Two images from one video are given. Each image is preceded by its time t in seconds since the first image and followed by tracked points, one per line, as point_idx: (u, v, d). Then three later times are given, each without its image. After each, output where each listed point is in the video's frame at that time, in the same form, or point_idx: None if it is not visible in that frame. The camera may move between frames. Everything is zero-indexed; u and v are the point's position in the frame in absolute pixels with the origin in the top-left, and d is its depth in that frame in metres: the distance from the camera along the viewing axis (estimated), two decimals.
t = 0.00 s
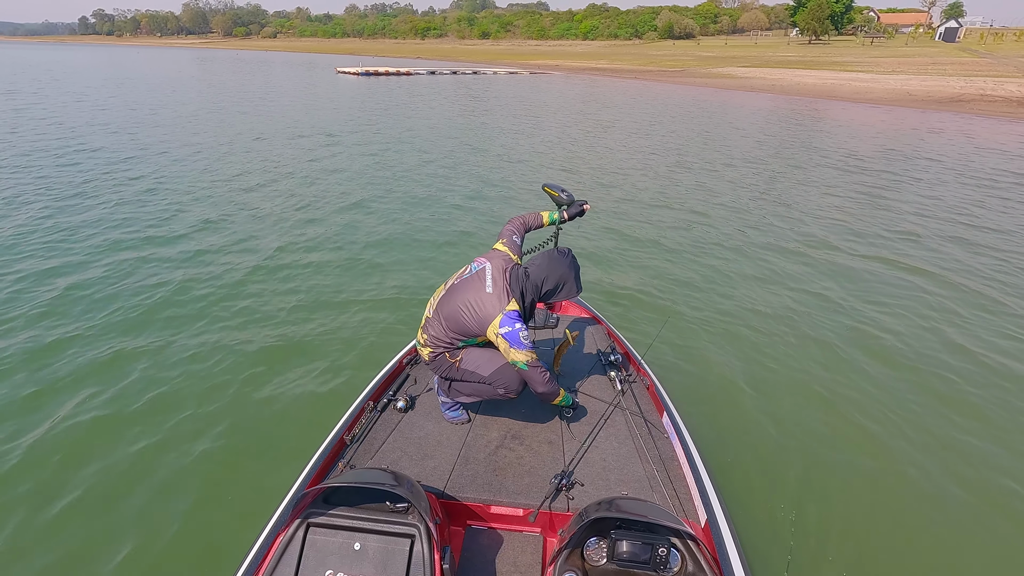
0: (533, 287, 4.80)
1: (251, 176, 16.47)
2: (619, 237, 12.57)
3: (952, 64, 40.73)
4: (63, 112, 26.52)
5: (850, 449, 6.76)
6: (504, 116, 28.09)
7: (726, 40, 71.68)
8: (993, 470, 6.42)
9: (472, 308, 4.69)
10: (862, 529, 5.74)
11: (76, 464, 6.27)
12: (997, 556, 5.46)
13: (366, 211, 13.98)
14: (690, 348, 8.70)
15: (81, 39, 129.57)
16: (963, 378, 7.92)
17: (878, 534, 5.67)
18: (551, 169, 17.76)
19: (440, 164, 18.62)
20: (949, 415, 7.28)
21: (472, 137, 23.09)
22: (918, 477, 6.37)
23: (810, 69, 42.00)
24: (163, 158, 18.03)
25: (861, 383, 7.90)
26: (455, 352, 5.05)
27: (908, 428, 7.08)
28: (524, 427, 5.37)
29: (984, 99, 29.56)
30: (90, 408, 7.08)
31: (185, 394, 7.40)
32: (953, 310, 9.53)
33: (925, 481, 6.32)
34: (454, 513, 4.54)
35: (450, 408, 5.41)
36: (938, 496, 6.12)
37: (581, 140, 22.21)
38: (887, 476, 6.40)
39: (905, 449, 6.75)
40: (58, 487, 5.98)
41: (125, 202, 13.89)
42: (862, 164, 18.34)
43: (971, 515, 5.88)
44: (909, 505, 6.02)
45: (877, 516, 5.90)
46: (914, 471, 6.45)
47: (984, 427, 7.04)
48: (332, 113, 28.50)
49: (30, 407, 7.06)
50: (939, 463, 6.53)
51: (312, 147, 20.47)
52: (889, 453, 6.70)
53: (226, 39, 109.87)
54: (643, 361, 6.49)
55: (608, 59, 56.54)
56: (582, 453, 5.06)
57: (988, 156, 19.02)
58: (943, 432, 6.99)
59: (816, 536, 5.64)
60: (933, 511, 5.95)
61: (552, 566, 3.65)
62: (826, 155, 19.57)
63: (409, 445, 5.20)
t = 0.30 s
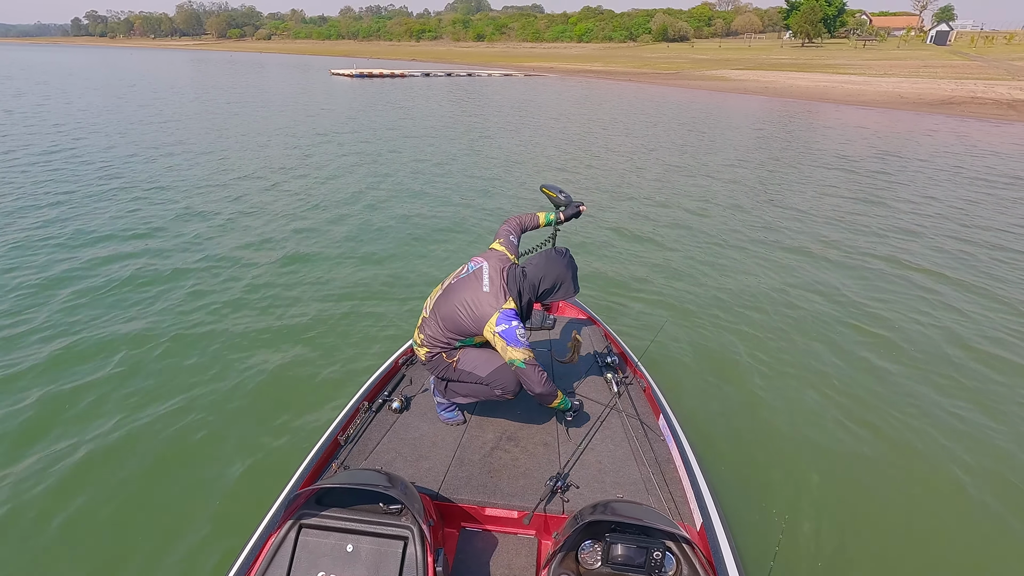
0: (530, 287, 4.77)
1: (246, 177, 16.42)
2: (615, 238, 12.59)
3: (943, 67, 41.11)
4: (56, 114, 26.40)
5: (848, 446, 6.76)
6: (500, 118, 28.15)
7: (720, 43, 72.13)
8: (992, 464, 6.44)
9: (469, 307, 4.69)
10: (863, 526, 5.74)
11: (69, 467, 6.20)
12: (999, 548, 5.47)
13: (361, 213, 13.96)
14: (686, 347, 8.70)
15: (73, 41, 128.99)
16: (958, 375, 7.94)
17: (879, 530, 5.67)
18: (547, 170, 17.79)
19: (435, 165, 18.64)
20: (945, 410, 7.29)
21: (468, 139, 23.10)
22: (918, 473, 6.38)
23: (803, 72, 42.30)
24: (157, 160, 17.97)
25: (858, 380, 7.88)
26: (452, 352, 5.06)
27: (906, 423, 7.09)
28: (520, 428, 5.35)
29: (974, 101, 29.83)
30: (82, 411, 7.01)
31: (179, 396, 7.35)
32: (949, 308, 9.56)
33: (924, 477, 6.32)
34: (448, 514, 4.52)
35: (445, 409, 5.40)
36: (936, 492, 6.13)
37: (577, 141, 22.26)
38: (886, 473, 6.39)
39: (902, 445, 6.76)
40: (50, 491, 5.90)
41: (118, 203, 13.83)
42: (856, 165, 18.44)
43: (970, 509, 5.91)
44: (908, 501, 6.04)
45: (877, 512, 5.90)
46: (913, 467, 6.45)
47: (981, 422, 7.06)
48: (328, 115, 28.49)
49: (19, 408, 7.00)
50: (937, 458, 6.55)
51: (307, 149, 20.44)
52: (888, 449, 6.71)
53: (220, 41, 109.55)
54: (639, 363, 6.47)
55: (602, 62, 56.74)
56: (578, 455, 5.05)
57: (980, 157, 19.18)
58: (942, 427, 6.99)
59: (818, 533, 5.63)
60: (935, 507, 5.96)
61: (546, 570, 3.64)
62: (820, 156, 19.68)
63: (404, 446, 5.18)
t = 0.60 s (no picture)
0: (524, 288, 4.73)
1: (238, 180, 16.32)
2: (609, 240, 12.59)
3: (931, 70, 41.53)
4: (45, 116, 26.18)
5: (842, 447, 6.80)
6: (493, 121, 28.19)
7: (712, 46, 72.57)
8: (980, 459, 6.58)
9: (461, 307, 4.67)
10: (864, 526, 5.75)
11: (59, 473, 6.12)
12: (996, 542, 5.56)
13: (354, 215, 13.93)
14: (679, 348, 8.72)
15: (64, 43, 128.32)
16: (949, 375, 8.00)
17: (885, 532, 5.68)
18: (540, 173, 17.78)
19: (429, 167, 18.64)
20: (934, 409, 7.39)
21: (461, 142, 23.07)
22: (912, 471, 6.45)
23: (794, 75, 42.62)
24: (149, 163, 17.84)
25: (847, 381, 7.95)
26: (445, 354, 5.05)
27: (896, 423, 7.18)
28: (513, 430, 5.33)
29: (963, 104, 30.15)
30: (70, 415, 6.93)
31: (169, 400, 7.27)
32: (940, 308, 9.62)
33: (918, 475, 6.40)
34: (440, 517, 4.50)
35: (438, 410, 5.37)
36: (931, 489, 6.21)
37: (570, 144, 22.32)
38: (880, 472, 6.46)
39: (895, 445, 6.83)
40: (38, 497, 5.83)
41: (108, 206, 13.73)
42: (847, 168, 18.55)
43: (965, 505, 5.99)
44: (904, 499, 6.10)
45: (876, 512, 5.93)
46: (907, 466, 6.53)
47: (966, 420, 7.20)
48: (321, 117, 28.44)
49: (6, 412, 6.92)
50: (926, 456, 6.66)
51: (300, 151, 20.39)
52: (879, 449, 6.78)
53: (212, 44, 109.15)
54: (634, 365, 6.45)
55: (595, 64, 56.94)
56: (571, 459, 5.04)
57: (969, 160, 19.34)
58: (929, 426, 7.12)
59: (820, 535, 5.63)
60: (932, 503, 6.03)
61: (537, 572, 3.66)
62: (812, 158, 19.78)
63: (396, 448, 5.15)
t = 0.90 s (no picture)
0: (516, 290, 4.74)
1: (231, 182, 16.23)
2: (604, 241, 12.61)
3: (921, 72, 41.93)
4: (37, 118, 26.05)
5: (839, 445, 6.81)
6: (487, 122, 28.25)
7: (705, 48, 72.92)
8: (974, 451, 6.68)
9: (453, 307, 4.68)
10: (869, 525, 5.75)
11: (52, 478, 6.07)
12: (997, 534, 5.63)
13: (348, 216, 13.92)
14: (673, 348, 8.73)
15: (55, 45, 127.43)
16: (941, 372, 8.07)
17: (897, 525, 5.75)
18: (534, 174, 17.79)
19: (423, 169, 18.65)
20: (928, 400, 7.53)
21: (455, 143, 23.04)
22: (909, 465, 6.50)
23: (786, 77, 42.92)
24: (140, 165, 17.72)
25: (838, 378, 7.99)
26: (438, 355, 5.07)
27: (890, 418, 7.24)
28: (506, 432, 5.33)
29: (952, 106, 30.46)
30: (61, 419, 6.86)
31: (161, 403, 7.22)
32: (931, 307, 9.70)
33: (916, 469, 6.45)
34: (432, 519, 4.48)
35: (431, 412, 5.37)
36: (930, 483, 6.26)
37: (563, 145, 22.40)
38: (878, 468, 6.49)
39: (890, 440, 6.87)
40: (30, 502, 5.78)
41: (100, 208, 13.67)
42: (839, 169, 18.67)
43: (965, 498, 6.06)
44: (904, 494, 6.13)
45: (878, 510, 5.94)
46: (904, 460, 6.58)
47: (957, 412, 7.31)
48: (315, 119, 28.42)
49: None
50: (921, 449, 6.73)
51: (294, 153, 20.36)
52: (875, 445, 6.81)
53: (205, 45, 108.63)
54: (628, 367, 6.45)
55: (589, 66, 57.11)
56: (564, 460, 5.04)
57: (958, 161, 19.52)
58: (922, 420, 7.19)
59: (825, 536, 5.62)
60: (931, 497, 6.08)
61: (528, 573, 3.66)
62: (803, 159, 19.93)
63: (389, 449, 5.14)
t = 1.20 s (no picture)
0: (512, 291, 4.76)
1: (224, 183, 16.17)
2: (599, 241, 12.64)
3: (913, 74, 42.27)
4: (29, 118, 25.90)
5: (841, 450, 6.82)
6: (482, 123, 28.30)
7: (698, 49, 73.17)
8: (971, 447, 6.82)
9: (448, 306, 4.69)
10: (884, 532, 5.78)
11: (46, 484, 6.01)
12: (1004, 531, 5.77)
13: (343, 217, 13.92)
14: (667, 348, 8.77)
15: (46, 44, 126.54)
16: (933, 372, 8.17)
17: (901, 524, 5.85)
18: (529, 175, 17.80)
19: (417, 170, 18.66)
20: (923, 399, 7.65)
21: (450, 144, 23.04)
22: (914, 466, 6.59)
23: (778, 78, 43.18)
24: (133, 166, 17.62)
25: (828, 380, 8.03)
26: (435, 356, 5.06)
27: (883, 418, 7.33)
28: (502, 432, 5.34)
29: (942, 107, 30.74)
30: (53, 424, 6.80)
31: (154, 406, 7.17)
32: (923, 307, 9.80)
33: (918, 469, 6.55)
34: (428, 519, 4.49)
35: (428, 412, 5.37)
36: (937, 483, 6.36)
37: (558, 145, 22.46)
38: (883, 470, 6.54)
39: (887, 440, 6.96)
40: (24, 509, 5.71)
41: (93, 209, 13.61)
42: (832, 170, 18.79)
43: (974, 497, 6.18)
44: (912, 496, 6.21)
45: (892, 514, 5.97)
46: (906, 462, 6.66)
47: (951, 409, 7.44)
48: (309, 120, 28.39)
49: None
50: (920, 449, 6.83)
51: (288, 153, 20.34)
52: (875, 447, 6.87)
53: (198, 44, 108.12)
54: (625, 368, 6.46)
55: (583, 67, 57.29)
56: (560, 461, 5.06)
57: (949, 162, 19.70)
58: (916, 419, 7.31)
59: (844, 546, 5.60)
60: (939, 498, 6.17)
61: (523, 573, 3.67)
62: (795, 160, 20.07)
63: (385, 449, 5.14)
